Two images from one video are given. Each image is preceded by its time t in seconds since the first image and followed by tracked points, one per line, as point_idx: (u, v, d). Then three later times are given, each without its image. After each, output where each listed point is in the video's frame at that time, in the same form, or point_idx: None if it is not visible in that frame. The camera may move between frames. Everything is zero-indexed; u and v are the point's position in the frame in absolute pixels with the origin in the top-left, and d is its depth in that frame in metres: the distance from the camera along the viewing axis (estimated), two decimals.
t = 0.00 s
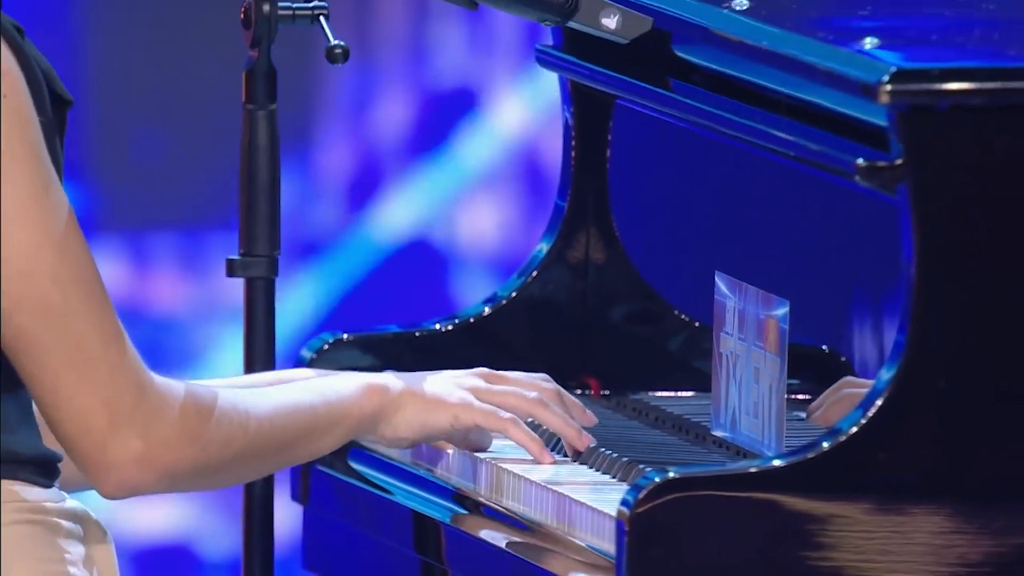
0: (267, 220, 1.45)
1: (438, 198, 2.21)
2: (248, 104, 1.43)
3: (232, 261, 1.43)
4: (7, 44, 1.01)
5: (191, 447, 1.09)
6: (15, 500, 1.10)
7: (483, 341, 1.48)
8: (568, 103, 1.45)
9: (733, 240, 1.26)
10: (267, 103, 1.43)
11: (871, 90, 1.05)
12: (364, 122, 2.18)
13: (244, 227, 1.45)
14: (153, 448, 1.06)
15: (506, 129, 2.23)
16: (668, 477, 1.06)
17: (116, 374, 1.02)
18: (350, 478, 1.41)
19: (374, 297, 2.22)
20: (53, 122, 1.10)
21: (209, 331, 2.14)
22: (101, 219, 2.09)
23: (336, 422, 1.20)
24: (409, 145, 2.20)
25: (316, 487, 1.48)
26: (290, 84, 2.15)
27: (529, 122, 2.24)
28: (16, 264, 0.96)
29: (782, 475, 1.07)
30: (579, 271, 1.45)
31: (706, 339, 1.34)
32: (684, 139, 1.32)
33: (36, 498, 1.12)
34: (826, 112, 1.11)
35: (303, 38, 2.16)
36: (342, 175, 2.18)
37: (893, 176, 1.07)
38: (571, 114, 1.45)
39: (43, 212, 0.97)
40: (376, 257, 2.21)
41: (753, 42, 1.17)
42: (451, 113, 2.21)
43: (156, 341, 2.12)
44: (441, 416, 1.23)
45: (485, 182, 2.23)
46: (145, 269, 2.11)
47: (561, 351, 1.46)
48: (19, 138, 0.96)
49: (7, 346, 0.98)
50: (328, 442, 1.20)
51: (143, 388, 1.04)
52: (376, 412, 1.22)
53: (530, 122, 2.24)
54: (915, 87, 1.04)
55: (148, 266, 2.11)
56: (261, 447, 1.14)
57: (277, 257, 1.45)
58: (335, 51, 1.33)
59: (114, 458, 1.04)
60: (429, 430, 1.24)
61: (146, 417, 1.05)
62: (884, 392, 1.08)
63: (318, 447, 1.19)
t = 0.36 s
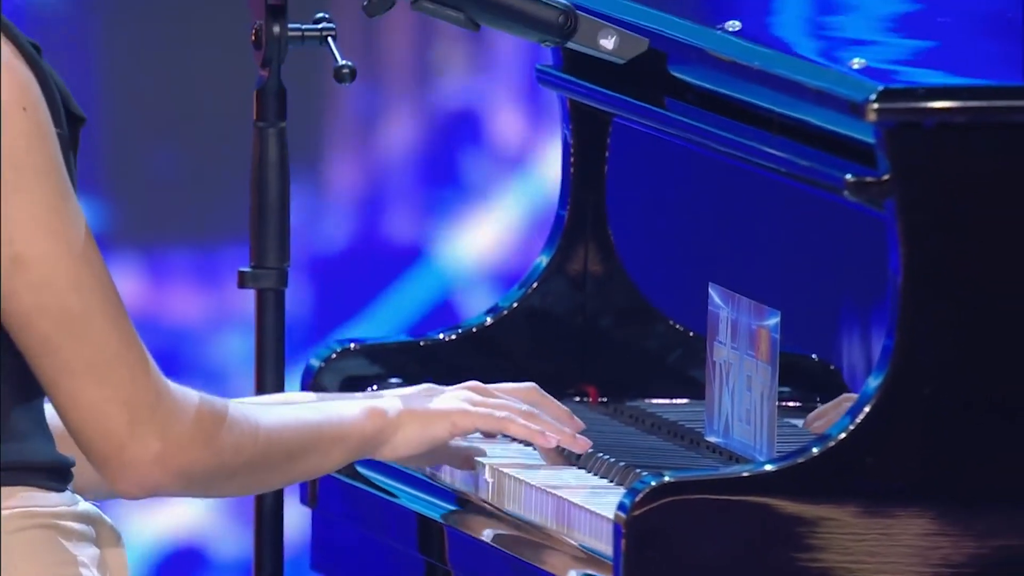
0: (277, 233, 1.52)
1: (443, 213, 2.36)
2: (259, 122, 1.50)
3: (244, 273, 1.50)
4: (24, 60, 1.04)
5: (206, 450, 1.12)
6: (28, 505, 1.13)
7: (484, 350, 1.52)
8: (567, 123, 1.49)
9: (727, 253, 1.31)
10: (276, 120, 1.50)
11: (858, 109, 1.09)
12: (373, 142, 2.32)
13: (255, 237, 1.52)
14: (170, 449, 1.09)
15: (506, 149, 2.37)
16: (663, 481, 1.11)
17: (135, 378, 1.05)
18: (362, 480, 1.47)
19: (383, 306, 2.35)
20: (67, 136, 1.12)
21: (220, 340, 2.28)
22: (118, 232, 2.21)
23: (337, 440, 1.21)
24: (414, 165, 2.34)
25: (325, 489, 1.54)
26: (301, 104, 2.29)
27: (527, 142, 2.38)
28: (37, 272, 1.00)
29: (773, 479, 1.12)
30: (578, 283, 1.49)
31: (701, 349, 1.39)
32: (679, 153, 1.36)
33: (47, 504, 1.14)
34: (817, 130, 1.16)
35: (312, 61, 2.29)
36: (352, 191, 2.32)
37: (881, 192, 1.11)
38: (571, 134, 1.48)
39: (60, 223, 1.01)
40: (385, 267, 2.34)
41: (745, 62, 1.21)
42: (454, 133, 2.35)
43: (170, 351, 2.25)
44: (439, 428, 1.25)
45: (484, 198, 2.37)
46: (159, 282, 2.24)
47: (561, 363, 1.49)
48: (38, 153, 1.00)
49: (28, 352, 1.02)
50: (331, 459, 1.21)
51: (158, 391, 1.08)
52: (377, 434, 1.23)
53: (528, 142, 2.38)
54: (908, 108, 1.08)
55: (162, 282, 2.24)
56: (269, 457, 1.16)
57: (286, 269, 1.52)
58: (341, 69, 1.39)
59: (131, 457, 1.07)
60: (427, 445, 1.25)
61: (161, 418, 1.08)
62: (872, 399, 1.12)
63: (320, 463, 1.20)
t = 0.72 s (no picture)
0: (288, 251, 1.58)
1: (448, 233, 2.42)
2: (269, 146, 1.56)
3: (255, 290, 1.55)
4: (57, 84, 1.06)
5: (215, 466, 1.16)
6: (50, 513, 1.17)
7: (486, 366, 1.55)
8: (566, 148, 1.54)
9: (723, 272, 1.36)
10: (286, 144, 1.56)
11: (846, 133, 1.14)
12: (380, 165, 2.37)
13: (265, 256, 1.57)
14: (181, 465, 1.13)
15: (508, 172, 2.42)
16: (658, 492, 1.15)
17: (148, 398, 1.09)
18: (370, 492, 1.51)
19: (390, 324, 2.41)
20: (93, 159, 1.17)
21: (234, 354, 2.35)
22: (132, 252, 2.28)
23: (343, 451, 1.25)
24: (420, 188, 2.39)
25: (333, 499, 1.59)
26: (308, 128, 2.34)
27: (529, 165, 2.43)
28: (60, 289, 1.04)
29: (764, 489, 1.16)
30: (575, 300, 1.54)
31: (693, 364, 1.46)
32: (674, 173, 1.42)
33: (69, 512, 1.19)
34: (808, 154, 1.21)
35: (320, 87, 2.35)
36: (360, 213, 2.38)
37: (867, 214, 1.16)
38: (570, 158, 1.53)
39: (83, 245, 1.04)
40: (392, 286, 2.40)
41: (736, 88, 1.26)
42: (458, 157, 2.40)
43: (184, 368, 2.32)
44: (443, 442, 1.29)
45: (488, 217, 2.43)
46: (173, 299, 2.31)
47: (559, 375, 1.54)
48: (66, 176, 1.04)
49: (52, 367, 1.07)
50: (338, 468, 1.25)
51: (170, 411, 1.12)
52: (383, 442, 1.27)
53: (529, 163, 2.43)
54: (892, 134, 1.12)
55: (178, 301, 2.31)
56: (277, 470, 1.21)
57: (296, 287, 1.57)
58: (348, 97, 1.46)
59: (143, 473, 1.11)
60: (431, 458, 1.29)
61: (171, 437, 1.12)
62: (859, 413, 1.16)
63: (328, 472, 1.25)
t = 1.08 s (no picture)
0: (293, 267, 1.70)
1: (449, 251, 2.46)
2: (278, 167, 1.68)
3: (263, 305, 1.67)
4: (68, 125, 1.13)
5: (227, 486, 1.21)
6: (65, 522, 1.23)
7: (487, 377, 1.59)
8: (562, 167, 1.58)
9: (714, 289, 1.42)
10: (293, 166, 1.68)
11: (832, 154, 1.19)
12: (383, 185, 2.43)
13: (273, 275, 1.69)
14: (196, 485, 1.18)
15: (506, 192, 2.46)
16: (652, 500, 1.20)
17: (160, 416, 1.14)
18: (376, 502, 1.57)
19: (391, 338, 2.46)
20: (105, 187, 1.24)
21: (240, 370, 2.40)
22: (143, 271, 2.34)
23: (351, 475, 1.28)
24: (422, 207, 2.44)
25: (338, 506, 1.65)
26: (315, 149, 2.40)
27: (526, 186, 2.47)
28: (75, 319, 1.10)
29: (753, 497, 1.21)
30: (572, 315, 1.58)
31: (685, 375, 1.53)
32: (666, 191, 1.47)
33: (83, 521, 1.25)
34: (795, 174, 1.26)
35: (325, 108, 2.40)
36: (363, 231, 2.43)
37: (852, 232, 1.21)
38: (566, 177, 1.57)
39: (98, 279, 1.10)
40: (393, 302, 2.45)
41: (726, 110, 1.30)
42: (460, 177, 2.44)
43: (194, 380, 2.38)
44: (448, 466, 1.31)
45: (488, 237, 2.47)
46: (182, 318, 2.37)
47: (557, 391, 1.58)
48: (80, 212, 1.10)
49: (66, 396, 1.12)
50: (347, 493, 1.29)
51: (183, 432, 1.17)
52: (389, 467, 1.30)
53: (528, 185, 2.47)
54: (878, 153, 1.18)
55: (188, 317, 2.37)
56: (286, 493, 1.24)
57: (302, 302, 1.69)
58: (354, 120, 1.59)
59: (160, 493, 1.16)
60: (438, 482, 1.31)
61: (185, 456, 1.17)
62: (844, 423, 1.22)
63: (334, 496, 1.28)
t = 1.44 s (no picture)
0: (301, 282, 1.76)
1: (451, 268, 2.58)
2: (287, 186, 1.75)
3: (272, 320, 1.74)
4: (80, 143, 1.20)
5: (239, 484, 1.27)
6: (84, 527, 1.28)
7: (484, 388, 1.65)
8: (561, 188, 1.64)
9: (705, 303, 1.47)
10: (300, 185, 1.74)
11: (820, 173, 1.24)
12: (388, 206, 2.55)
13: (282, 291, 1.76)
14: (208, 486, 1.24)
15: (506, 212, 2.57)
16: (646, 506, 1.26)
17: (161, 422, 1.20)
18: (378, 506, 1.62)
19: (396, 350, 2.59)
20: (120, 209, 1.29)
21: (251, 380, 2.57)
22: (157, 288, 2.51)
23: (356, 464, 1.36)
24: (425, 227, 2.56)
25: (345, 511, 1.71)
26: (324, 167, 2.53)
27: (526, 205, 2.57)
28: (85, 330, 1.17)
29: (744, 504, 1.26)
30: (569, 328, 1.64)
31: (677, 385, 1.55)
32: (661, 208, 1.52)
33: (101, 527, 1.30)
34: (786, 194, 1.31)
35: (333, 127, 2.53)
36: (369, 249, 2.56)
37: (840, 248, 1.26)
38: (564, 196, 1.63)
39: (108, 291, 1.17)
40: (398, 316, 2.58)
41: (718, 131, 1.35)
42: (461, 198, 2.56)
43: (210, 393, 2.55)
44: (451, 455, 1.39)
45: (489, 253, 2.58)
46: (194, 330, 2.53)
47: (554, 401, 1.64)
48: (90, 226, 1.17)
49: (84, 402, 1.19)
50: (352, 479, 1.36)
51: (194, 434, 1.23)
52: (392, 453, 1.38)
53: (528, 205, 2.57)
54: (864, 175, 1.22)
55: (201, 332, 2.54)
56: (296, 484, 1.31)
57: (309, 315, 1.76)
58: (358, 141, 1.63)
59: (175, 494, 1.22)
60: (440, 468, 1.39)
61: (197, 458, 1.23)
62: (832, 433, 1.26)
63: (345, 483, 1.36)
